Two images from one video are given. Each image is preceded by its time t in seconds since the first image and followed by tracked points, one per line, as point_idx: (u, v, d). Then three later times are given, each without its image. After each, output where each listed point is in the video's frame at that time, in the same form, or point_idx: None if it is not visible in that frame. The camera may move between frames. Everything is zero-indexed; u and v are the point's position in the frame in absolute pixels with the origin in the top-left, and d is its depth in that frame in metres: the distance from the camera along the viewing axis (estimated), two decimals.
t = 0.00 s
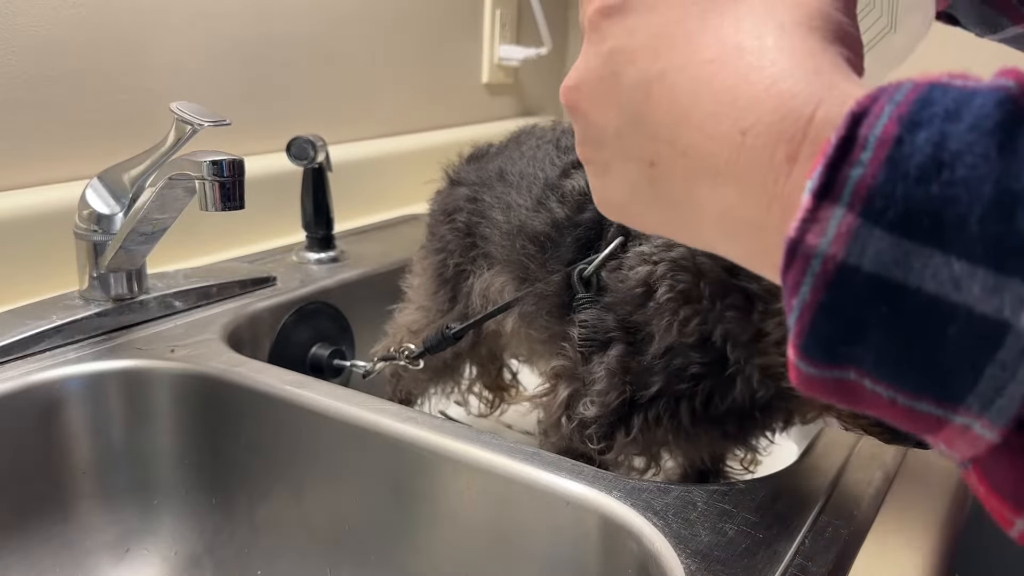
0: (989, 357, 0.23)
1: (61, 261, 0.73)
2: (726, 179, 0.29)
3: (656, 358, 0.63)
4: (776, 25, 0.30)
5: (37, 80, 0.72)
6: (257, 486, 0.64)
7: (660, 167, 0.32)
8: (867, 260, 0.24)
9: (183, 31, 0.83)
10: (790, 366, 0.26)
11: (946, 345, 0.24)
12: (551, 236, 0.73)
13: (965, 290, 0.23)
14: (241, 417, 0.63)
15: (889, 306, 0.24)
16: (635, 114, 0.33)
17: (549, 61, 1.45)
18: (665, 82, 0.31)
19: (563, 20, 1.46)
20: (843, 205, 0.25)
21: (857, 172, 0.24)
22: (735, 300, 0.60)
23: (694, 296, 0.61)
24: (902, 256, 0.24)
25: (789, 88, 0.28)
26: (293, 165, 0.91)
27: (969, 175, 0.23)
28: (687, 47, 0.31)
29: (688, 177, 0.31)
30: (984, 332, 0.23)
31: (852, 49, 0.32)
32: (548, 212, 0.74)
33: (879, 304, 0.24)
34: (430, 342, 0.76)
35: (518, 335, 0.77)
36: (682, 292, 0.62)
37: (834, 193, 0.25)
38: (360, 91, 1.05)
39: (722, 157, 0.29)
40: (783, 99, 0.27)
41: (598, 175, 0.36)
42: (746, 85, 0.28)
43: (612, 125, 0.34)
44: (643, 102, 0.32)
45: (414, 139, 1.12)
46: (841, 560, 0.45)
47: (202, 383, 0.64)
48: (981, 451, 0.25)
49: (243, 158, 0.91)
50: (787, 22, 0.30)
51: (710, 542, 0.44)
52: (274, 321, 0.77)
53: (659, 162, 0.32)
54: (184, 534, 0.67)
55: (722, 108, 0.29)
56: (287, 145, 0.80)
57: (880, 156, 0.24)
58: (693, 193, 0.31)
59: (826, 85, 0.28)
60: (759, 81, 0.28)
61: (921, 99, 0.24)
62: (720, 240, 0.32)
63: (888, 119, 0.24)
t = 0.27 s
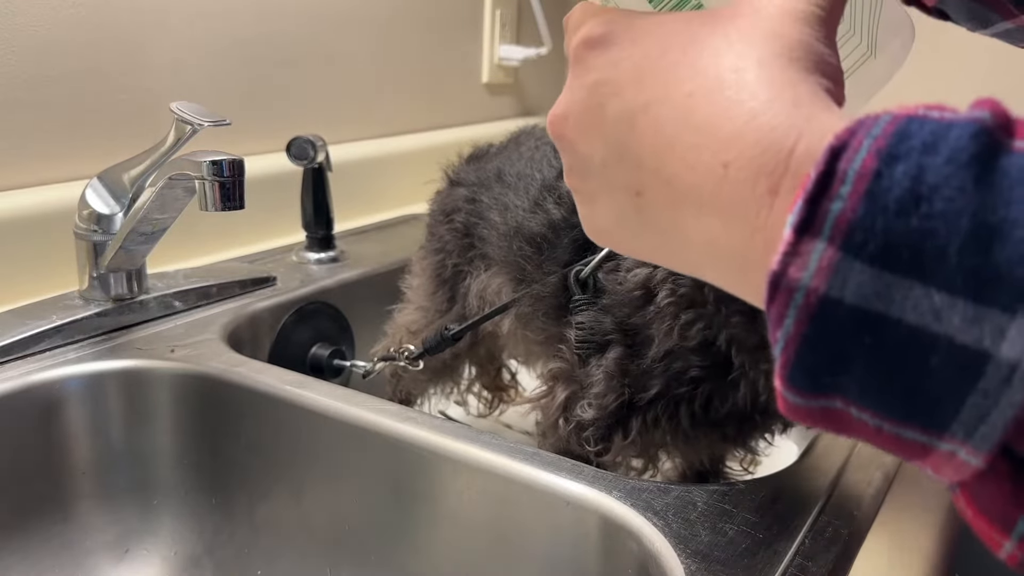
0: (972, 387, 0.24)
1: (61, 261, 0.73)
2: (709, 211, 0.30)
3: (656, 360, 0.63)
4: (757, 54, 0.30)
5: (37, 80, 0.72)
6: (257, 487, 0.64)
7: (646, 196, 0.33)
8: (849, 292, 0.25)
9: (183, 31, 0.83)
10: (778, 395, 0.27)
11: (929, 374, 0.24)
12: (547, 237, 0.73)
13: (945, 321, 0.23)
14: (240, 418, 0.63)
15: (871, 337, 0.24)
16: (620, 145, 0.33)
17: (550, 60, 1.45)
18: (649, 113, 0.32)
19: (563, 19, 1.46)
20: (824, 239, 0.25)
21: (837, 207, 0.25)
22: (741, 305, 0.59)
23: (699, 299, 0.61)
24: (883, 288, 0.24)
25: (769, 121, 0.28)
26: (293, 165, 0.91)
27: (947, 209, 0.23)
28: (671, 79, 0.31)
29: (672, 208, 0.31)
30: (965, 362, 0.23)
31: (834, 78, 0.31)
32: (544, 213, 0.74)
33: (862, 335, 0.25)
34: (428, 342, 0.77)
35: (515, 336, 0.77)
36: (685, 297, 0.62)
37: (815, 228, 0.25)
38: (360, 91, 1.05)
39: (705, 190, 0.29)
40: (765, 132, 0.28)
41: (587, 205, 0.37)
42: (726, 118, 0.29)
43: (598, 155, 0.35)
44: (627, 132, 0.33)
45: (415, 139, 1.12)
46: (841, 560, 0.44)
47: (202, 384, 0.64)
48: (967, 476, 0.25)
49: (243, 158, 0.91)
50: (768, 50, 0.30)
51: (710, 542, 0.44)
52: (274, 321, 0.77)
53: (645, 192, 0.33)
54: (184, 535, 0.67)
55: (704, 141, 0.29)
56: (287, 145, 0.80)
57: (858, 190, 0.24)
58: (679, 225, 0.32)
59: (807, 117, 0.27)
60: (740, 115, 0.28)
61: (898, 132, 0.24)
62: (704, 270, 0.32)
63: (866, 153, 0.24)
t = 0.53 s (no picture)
0: (953, 387, 0.23)
1: (62, 261, 0.73)
2: (696, 210, 0.30)
3: (662, 362, 0.63)
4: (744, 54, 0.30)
5: (37, 81, 0.72)
6: (257, 487, 0.64)
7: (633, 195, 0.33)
8: (831, 292, 0.24)
9: (183, 31, 0.83)
10: (761, 395, 0.27)
11: (910, 374, 0.24)
12: (547, 236, 0.73)
13: (926, 322, 0.23)
14: (240, 418, 0.63)
15: (853, 336, 0.24)
16: (607, 144, 0.33)
17: (550, 60, 1.45)
18: (636, 113, 0.32)
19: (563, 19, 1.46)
20: (806, 240, 0.25)
21: (819, 208, 0.24)
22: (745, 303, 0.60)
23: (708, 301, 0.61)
24: (865, 289, 0.24)
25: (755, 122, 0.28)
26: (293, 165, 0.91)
27: (928, 210, 0.23)
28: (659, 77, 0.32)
29: (660, 207, 0.31)
30: (946, 362, 0.23)
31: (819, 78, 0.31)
32: (543, 213, 0.74)
33: (843, 335, 0.24)
34: (427, 342, 0.77)
35: (513, 336, 0.77)
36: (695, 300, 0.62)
37: (798, 228, 0.25)
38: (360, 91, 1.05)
39: (692, 189, 0.29)
40: (750, 132, 0.28)
41: (575, 203, 0.36)
42: (713, 117, 0.29)
43: (585, 154, 0.34)
44: (614, 131, 0.33)
45: (415, 139, 1.12)
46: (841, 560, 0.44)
47: (201, 384, 0.64)
48: (948, 475, 0.25)
49: (244, 158, 0.91)
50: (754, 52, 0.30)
51: (710, 542, 0.44)
52: (274, 321, 0.77)
53: (632, 190, 0.32)
54: (184, 536, 0.67)
55: (690, 140, 0.29)
56: (287, 145, 0.80)
57: (841, 191, 0.24)
58: (666, 223, 0.32)
59: (793, 117, 0.27)
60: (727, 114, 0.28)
61: (881, 132, 0.24)
62: (692, 271, 0.32)
63: (850, 153, 0.24)
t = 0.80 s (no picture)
0: (960, 386, 0.23)
1: (61, 261, 0.73)
2: (699, 210, 0.30)
3: (664, 365, 0.63)
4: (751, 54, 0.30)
5: (36, 80, 0.72)
6: (257, 487, 0.64)
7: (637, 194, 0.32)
8: (838, 292, 0.24)
9: (183, 30, 0.83)
10: (768, 394, 0.27)
11: (917, 374, 0.24)
12: (548, 238, 0.72)
13: (933, 322, 0.23)
14: (241, 418, 0.63)
15: (860, 335, 0.24)
16: (612, 142, 0.33)
17: (550, 59, 1.45)
18: (640, 112, 0.32)
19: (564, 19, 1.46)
20: (814, 240, 0.25)
21: (826, 208, 0.24)
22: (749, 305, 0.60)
23: (719, 305, 0.61)
24: (872, 288, 0.24)
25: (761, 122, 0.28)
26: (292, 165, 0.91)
27: (936, 210, 0.23)
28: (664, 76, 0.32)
29: (663, 206, 0.31)
30: (953, 362, 0.23)
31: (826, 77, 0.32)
32: (544, 213, 0.74)
33: (850, 335, 0.24)
34: (427, 341, 0.77)
35: (514, 336, 0.77)
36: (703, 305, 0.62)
37: (805, 228, 0.25)
38: (359, 91, 1.05)
39: (696, 188, 0.29)
40: (757, 131, 0.28)
41: (580, 201, 0.37)
42: (717, 117, 0.29)
43: (591, 152, 0.35)
44: (618, 130, 0.33)
45: (415, 139, 1.12)
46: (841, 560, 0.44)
47: (202, 384, 0.64)
48: (955, 473, 0.25)
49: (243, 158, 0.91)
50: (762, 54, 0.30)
51: (710, 543, 0.44)
52: (274, 320, 0.77)
53: (635, 189, 0.32)
54: (183, 536, 0.67)
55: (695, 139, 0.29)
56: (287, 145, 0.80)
57: (848, 192, 0.24)
58: (669, 222, 0.31)
59: (800, 118, 0.27)
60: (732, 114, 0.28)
61: (889, 133, 0.25)
62: (700, 271, 0.32)
63: (857, 153, 0.24)
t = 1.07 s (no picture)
0: (959, 371, 0.23)
1: (61, 261, 0.73)
2: (698, 197, 0.30)
3: (670, 368, 0.63)
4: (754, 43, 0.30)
5: (36, 79, 0.72)
6: (256, 487, 0.64)
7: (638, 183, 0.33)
8: (837, 278, 0.24)
9: (183, 30, 0.83)
10: (766, 381, 0.27)
11: (916, 359, 0.24)
12: (548, 239, 0.72)
13: (933, 307, 0.23)
14: (241, 418, 0.63)
15: (859, 321, 0.24)
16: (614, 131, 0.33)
17: (551, 59, 1.45)
18: (642, 101, 0.32)
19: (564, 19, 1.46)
20: (813, 225, 0.25)
21: (826, 193, 0.24)
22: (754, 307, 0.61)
23: (728, 311, 0.62)
24: (871, 273, 0.24)
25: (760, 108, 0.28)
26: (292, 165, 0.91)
27: (936, 195, 0.23)
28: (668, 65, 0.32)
29: (663, 195, 0.31)
30: (952, 347, 0.23)
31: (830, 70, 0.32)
32: (545, 214, 0.74)
33: (849, 320, 0.24)
34: (427, 342, 0.77)
35: (514, 338, 0.77)
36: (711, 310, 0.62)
37: (805, 214, 0.25)
38: (359, 91, 1.05)
39: (696, 176, 0.29)
40: (755, 119, 0.27)
41: (581, 192, 0.37)
42: (718, 104, 0.29)
43: (594, 142, 0.35)
44: (621, 119, 0.33)
45: (415, 139, 1.12)
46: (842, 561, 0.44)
47: (202, 384, 0.64)
48: (952, 462, 0.25)
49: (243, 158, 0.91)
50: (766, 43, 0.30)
51: (710, 543, 0.44)
52: (274, 320, 0.77)
53: (636, 177, 0.33)
54: (184, 535, 0.67)
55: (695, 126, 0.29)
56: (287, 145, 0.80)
57: (848, 177, 0.24)
58: (669, 211, 0.32)
59: (799, 105, 0.27)
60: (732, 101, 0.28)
61: (888, 120, 0.25)
62: (697, 261, 0.32)
63: (857, 139, 0.24)
